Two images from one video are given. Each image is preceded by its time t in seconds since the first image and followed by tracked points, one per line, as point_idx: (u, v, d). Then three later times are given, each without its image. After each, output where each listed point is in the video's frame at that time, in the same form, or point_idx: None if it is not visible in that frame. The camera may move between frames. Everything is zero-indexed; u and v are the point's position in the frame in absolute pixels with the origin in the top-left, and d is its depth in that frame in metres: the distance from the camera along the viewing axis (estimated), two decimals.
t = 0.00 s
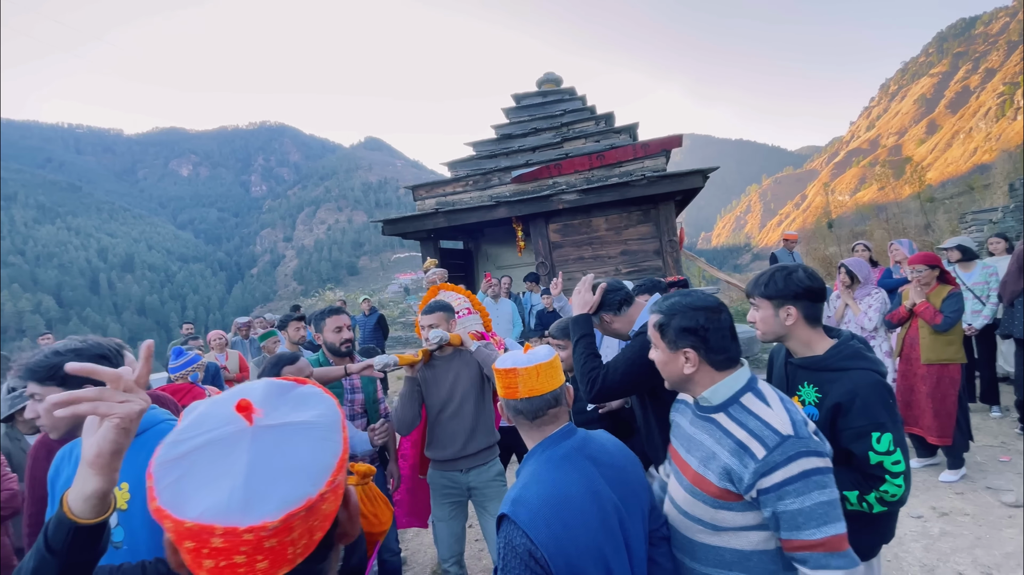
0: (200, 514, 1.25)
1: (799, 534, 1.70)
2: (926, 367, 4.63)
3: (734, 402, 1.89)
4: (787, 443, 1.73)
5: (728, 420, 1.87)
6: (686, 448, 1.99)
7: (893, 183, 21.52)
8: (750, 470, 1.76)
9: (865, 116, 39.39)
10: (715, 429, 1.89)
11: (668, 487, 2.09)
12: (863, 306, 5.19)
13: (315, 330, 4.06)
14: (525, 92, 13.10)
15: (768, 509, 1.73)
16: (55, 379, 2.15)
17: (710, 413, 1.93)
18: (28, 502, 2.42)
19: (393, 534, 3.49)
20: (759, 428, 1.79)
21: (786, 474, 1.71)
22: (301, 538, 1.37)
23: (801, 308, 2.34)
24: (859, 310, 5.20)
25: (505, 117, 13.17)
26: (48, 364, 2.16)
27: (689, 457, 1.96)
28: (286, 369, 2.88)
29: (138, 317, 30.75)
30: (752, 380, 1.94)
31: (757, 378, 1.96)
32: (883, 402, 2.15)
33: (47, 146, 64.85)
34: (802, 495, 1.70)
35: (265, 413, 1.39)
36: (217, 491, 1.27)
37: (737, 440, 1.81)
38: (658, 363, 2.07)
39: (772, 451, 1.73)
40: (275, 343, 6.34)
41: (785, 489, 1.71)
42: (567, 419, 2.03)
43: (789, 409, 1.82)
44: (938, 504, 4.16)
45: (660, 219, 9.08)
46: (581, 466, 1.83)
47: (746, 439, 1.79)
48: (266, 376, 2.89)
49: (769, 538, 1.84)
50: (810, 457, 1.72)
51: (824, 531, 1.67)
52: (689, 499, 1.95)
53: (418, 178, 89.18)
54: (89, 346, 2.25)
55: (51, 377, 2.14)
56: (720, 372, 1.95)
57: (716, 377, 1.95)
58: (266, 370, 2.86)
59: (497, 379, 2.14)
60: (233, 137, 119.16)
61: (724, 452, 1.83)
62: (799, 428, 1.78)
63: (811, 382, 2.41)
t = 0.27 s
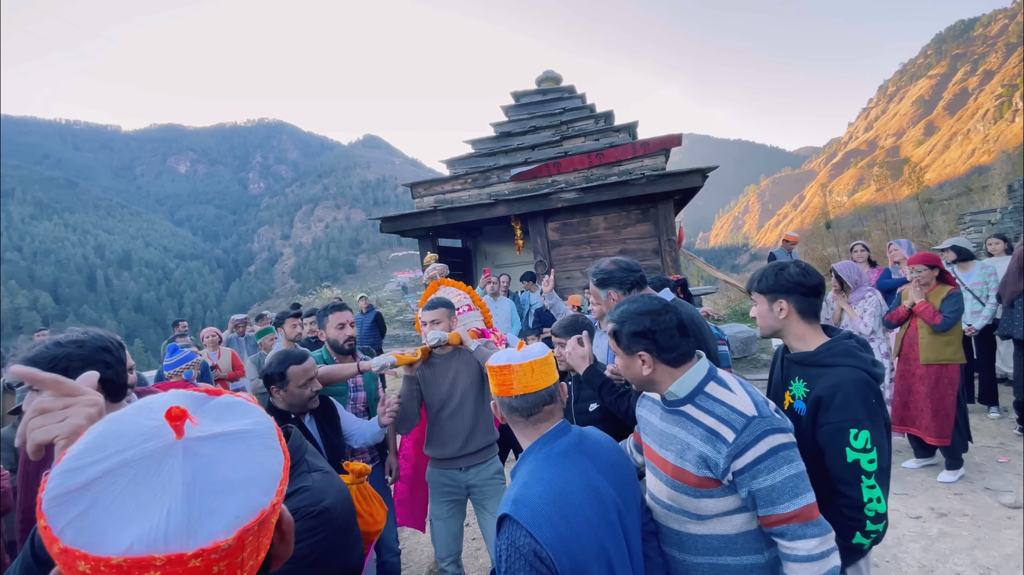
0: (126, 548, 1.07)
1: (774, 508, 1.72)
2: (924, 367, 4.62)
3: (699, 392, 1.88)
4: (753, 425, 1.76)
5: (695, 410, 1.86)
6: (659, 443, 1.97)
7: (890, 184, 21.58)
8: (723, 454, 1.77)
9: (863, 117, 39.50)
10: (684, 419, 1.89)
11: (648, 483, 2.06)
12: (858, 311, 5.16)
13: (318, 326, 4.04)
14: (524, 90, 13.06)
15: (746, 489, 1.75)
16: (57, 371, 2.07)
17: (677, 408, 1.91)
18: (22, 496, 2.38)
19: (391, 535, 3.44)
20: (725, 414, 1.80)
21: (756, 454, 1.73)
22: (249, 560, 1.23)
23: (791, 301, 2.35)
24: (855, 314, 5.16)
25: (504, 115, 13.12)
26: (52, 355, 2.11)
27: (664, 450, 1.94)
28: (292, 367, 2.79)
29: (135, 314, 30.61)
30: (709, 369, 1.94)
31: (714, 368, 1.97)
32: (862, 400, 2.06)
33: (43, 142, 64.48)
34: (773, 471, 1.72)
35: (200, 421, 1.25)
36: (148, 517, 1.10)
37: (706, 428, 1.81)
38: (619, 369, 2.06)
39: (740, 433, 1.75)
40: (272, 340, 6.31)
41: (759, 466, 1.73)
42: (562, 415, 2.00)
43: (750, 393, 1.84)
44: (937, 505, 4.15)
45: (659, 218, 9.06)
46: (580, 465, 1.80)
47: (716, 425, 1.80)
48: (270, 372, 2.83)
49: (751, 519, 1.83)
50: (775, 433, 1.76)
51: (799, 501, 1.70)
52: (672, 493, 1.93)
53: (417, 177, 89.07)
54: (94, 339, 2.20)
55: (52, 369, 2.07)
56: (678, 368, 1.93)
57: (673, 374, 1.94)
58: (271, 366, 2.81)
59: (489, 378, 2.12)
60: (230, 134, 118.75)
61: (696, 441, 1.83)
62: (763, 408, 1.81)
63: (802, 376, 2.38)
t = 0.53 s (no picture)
0: (146, 541, 1.07)
1: (765, 505, 1.72)
2: (928, 372, 4.62)
3: (688, 393, 1.87)
4: (742, 423, 1.76)
5: (686, 411, 1.86)
6: (654, 444, 1.98)
7: (894, 189, 21.55)
8: (714, 453, 1.77)
9: (867, 122, 39.47)
10: (676, 420, 1.89)
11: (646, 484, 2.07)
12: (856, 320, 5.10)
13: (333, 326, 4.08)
14: (528, 93, 13.10)
15: (738, 488, 1.75)
16: (58, 368, 2.11)
17: (669, 409, 1.91)
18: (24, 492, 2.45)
19: (397, 536, 3.46)
20: (716, 413, 1.80)
21: (745, 451, 1.73)
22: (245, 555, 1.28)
23: (768, 304, 2.42)
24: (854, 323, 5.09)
25: (507, 118, 13.15)
26: (53, 353, 2.15)
27: (659, 451, 1.94)
28: (294, 365, 2.78)
29: (138, 313, 30.71)
30: (698, 370, 1.93)
31: (704, 368, 1.97)
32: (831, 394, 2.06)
33: (49, 142, 64.86)
34: (763, 469, 1.72)
35: (196, 418, 1.28)
36: (163, 510, 1.11)
37: (697, 428, 1.82)
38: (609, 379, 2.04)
39: (729, 432, 1.75)
40: (275, 340, 6.34)
41: (749, 464, 1.73)
42: (562, 416, 2.00)
43: (738, 391, 1.84)
44: (940, 510, 4.13)
45: (661, 221, 9.05)
46: (582, 464, 1.81)
47: (706, 425, 1.80)
48: (274, 370, 2.85)
49: (745, 517, 1.83)
50: (764, 431, 1.75)
51: (790, 496, 1.71)
52: (668, 494, 1.94)
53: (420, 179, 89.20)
54: (95, 336, 2.27)
55: (54, 367, 2.11)
56: (666, 370, 1.91)
57: (661, 378, 1.92)
58: (274, 365, 2.82)
59: (491, 378, 2.13)
60: (235, 135, 119.23)
61: (688, 441, 1.84)
62: (751, 407, 1.81)
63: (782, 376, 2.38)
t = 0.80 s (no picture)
0: (231, 481, 1.08)
1: (766, 509, 1.72)
2: (928, 377, 4.62)
3: (699, 392, 1.88)
4: (751, 425, 1.77)
5: (694, 409, 1.87)
6: (657, 440, 1.98)
7: (896, 195, 21.56)
8: (719, 454, 1.78)
9: (869, 127, 39.53)
10: (682, 418, 1.89)
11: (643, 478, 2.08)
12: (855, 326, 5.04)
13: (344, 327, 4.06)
14: (530, 96, 13.14)
15: (742, 490, 1.75)
16: (45, 378, 2.14)
17: (676, 405, 1.92)
18: (24, 488, 2.55)
19: (398, 534, 3.46)
20: (724, 413, 1.80)
21: (751, 454, 1.74)
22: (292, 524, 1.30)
23: (733, 309, 2.44)
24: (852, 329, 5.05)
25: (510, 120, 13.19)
26: (37, 364, 2.15)
27: (661, 448, 1.95)
28: (296, 362, 2.80)
29: (140, 313, 30.78)
30: (710, 369, 1.94)
31: (716, 368, 1.97)
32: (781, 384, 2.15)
33: (53, 142, 65.25)
34: (768, 473, 1.73)
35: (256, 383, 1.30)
36: (243, 454, 1.12)
37: (704, 427, 1.82)
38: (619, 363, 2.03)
39: (738, 433, 1.76)
40: (276, 339, 6.35)
41: (755, 468, 1.73)
42: (559, 414, 2.01)
43: (749, 394, 1.85)
44: (940, 514, 4.12)
45: (663, 224, 9.05)
46: (579, 459, 1.83)
47: (713, 425, 1.81)
48: (277, 369, 2.86)
49: (743, 519, 1.84)
50: (772, 435, 1.77)
51: (792, 502, 1.71)
52: (666, 490, 1.94)
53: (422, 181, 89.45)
54: (83, 340, 2.27)
55: (41, 377, 2.13)
56: (679, 366, 1.92)
57: (673, 371, 1.93)
58: (276, 364, 2.83)
59: (489, 374, 2.13)
60: (238, 136, 119.74)
61: (692, 440, 1.84)
62: (761, 411, 1.81)
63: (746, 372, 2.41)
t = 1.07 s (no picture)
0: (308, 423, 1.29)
1: (761, 515, 1.73)
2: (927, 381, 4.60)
3: (703, 394, 1.93)
4: (751, 431, 1.79)
5: (696, 411, 1.90)
6: (657, 439, 2.01)
7: (898, 200, 21.55)
8: (716, 456, 1.79)
9: (872, 132, 39.53)
10: (683, 420, 1.93)
11: (641, 476, 2.09)
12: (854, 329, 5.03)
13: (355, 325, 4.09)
14: (532, 99, 13.17)
15: (739, 494, 1.76)
16: (39, 393, 2.15)
17: (679, 405, 1.96)
18: (23, 486, 2.56)
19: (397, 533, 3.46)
20: (725, 418, 1.83)
21: (749, 460, 1.75)
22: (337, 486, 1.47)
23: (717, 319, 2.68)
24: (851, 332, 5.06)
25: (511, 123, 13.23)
26: (29, 378, 2.16)
27: (661, 447, 1.97)
28: (297, 363, 2.81)
29: (141, 314, 30.83)
30: (717, 372, 1.99)
31: (722, 373, 2.02)
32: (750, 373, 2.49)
33: (57, 143, 65.54)
34: (767, 478, 1.74)
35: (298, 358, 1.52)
36: (311, 406, 1.34)
37: (704, 429, 1.84)
38: (629, 355, 2.12)
39: (736, 438, 1.78)
40: (277, 340, 6.37)
41: (753, 472, 1.74)
42: (556, 415, 2.03)
43: (751, 401, 1.88)
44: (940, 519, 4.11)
45: (664, 227, 9.04)
46: (578, 458, 1.84)
47: (712, 427, 1.83)
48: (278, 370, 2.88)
49: (737, 522, 1.84)
50: (771, 443, 1.78)
51: (787, 511, 1.72)
52: (662, 487, 1.95)
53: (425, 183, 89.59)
54: (74, 351, 2.27)
55: (37, 390, 2.15)
56: (687, 367, 1.99)
57: (681, 371, 1.99)
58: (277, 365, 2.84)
59: (486, 374, 2.14)
60: (241, 138, 120.17)
61: (691, 440, 1.86)
62: (761, 418, 1.83)
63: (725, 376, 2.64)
